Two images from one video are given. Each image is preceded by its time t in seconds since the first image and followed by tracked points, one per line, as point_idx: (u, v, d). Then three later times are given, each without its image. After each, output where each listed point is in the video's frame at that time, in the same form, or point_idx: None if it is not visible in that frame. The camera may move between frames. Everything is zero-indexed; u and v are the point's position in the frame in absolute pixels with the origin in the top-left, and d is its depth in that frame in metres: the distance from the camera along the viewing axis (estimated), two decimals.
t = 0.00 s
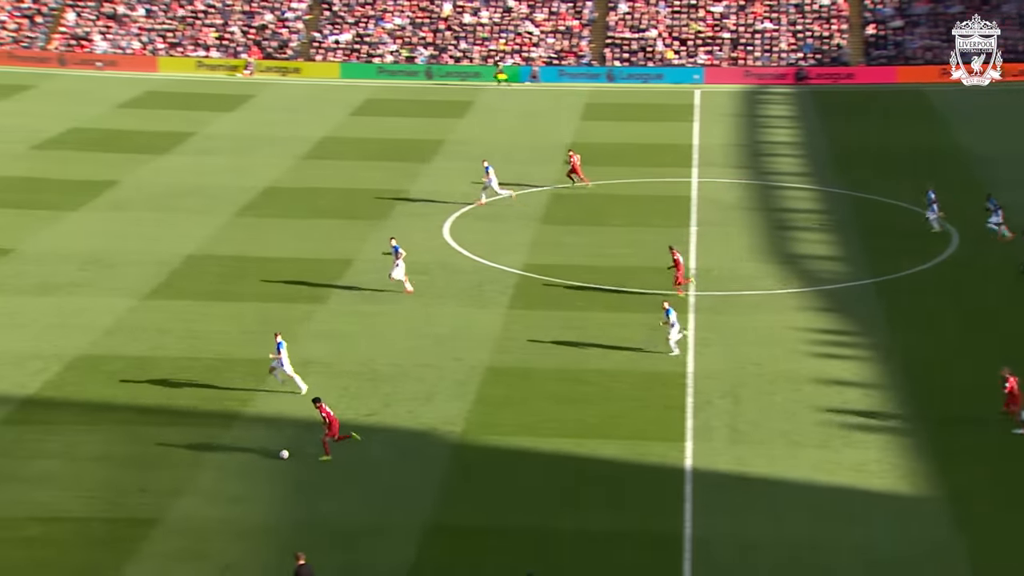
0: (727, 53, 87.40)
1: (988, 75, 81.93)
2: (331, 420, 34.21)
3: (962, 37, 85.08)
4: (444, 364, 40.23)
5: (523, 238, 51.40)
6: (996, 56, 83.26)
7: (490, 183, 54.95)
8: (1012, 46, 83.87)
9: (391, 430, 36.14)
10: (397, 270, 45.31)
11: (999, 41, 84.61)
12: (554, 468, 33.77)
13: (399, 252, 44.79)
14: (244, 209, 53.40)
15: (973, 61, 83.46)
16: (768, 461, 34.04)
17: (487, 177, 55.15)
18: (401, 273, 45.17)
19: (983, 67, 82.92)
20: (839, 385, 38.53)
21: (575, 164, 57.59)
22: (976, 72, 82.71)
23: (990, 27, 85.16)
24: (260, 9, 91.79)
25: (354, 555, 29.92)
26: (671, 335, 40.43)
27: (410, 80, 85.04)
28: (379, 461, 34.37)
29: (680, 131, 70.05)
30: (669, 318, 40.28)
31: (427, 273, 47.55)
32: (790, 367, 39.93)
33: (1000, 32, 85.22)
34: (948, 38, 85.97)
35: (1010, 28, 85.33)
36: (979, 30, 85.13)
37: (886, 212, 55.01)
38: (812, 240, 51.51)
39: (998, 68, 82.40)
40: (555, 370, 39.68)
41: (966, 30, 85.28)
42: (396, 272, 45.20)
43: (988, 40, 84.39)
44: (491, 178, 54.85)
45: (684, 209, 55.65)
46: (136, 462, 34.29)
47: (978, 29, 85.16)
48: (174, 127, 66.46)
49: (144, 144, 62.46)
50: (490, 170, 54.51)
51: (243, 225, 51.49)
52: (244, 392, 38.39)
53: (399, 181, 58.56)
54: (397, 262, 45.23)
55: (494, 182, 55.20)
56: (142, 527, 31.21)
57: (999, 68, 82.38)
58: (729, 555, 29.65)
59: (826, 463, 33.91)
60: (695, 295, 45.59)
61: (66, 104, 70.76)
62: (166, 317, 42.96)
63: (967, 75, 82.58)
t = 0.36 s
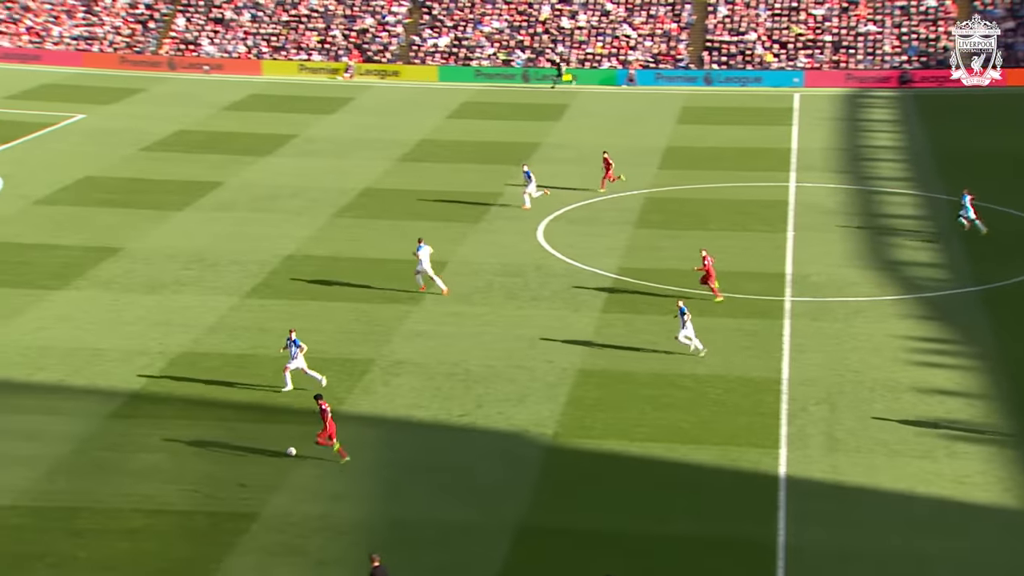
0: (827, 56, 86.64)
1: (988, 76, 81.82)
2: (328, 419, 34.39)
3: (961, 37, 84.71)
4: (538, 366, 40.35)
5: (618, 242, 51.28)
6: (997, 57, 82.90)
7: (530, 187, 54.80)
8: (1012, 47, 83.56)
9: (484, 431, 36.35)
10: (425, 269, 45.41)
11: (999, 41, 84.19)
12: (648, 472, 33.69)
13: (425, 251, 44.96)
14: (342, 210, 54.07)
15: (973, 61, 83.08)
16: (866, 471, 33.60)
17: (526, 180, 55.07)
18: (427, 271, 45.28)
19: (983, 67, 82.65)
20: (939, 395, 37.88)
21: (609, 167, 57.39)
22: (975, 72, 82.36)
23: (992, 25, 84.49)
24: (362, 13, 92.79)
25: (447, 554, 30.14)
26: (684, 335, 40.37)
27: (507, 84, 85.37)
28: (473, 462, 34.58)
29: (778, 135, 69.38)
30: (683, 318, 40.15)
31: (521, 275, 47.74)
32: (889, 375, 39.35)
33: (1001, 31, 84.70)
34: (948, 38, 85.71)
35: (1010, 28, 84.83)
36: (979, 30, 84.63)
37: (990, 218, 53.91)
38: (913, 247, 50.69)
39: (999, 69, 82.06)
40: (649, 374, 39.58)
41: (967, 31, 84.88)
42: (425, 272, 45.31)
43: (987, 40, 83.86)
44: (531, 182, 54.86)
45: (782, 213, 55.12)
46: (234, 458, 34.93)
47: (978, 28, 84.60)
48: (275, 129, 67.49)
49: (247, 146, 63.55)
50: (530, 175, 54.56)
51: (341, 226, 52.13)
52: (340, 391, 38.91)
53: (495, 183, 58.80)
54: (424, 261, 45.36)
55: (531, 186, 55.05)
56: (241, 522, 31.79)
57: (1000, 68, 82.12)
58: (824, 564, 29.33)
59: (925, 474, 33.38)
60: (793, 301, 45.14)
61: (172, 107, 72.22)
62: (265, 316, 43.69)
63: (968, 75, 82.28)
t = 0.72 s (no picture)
0: (928, 60, 84.90)
1: (989, 75, 81.57)
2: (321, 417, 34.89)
3: (962, 38, 84.72)
4: (626, 371, 40.26)
5: (709, 248, 50.95)
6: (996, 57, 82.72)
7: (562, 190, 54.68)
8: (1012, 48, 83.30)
9: (571, 435, 36.37)
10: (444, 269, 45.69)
11: (999, 42, 83.90)
12: (735, 480, 33.46)
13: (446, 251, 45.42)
14: (432, 213, 54.45)
15: (973, 60, 83.03)
16: (960, 484, 33.01)
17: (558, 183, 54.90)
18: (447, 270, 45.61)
19: (984, 67, 82.32)
20: None
21: (637, 170, 57.36)
22: (976, 72, 82.27)
23: (991, 27, 84.55)
24: (455, 17, 93.25)
25: (532, 557, 30.23)
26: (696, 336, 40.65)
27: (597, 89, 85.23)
28: (560, 466, 34.62)
29: (874, 140, 68.39)
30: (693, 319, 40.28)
31: (609, 279, 47.67)
32: (985, 387, 38.59)
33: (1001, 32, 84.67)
34: (950, 41, 85.70)
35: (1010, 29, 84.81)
36: (979, 30, 84.69)
37: None
38: (1013, 256, 49.63)
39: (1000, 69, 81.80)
40: (739, 381, 39.29)
41: (967, 31, 84.96)
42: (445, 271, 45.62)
43: (987, 40, 83.78)
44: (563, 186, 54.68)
45: (878, 220, 54.31)
46: (324, 458, 35.40)
47: (978, 30, 84.67)
48: (369, 132, 68.16)
49: (340, 149, 64.24)
50: (559, 176, 54.41)
51: (432, 229, 52.49)
52: (429, 392, 39.21)
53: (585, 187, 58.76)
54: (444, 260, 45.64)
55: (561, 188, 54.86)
56: (331, 520, 32.21)
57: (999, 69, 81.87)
58: None
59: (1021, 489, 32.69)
60: (888, 310, 44.44)
61: (269, 110, 73.31)
62: (356, 317, 44.18)
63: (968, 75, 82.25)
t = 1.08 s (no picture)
0: None
1: (989, 75, 82.41)
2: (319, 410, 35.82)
3: (962, 37, 84.84)
4: (710, 381, 39.93)
5: (796, 257, 50.37)
6: (997, 58, 83.38)
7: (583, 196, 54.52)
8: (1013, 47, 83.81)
9: (654, 445, 36.15)
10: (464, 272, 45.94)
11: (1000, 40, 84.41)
12: (821, 493, 32.99)
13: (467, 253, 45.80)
14: (516, 220, 54.53)
15: (973, 61, 83.72)
16: None
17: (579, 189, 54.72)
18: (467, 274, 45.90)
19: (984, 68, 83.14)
20: None
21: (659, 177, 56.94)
22: (976, 71, 83.19)
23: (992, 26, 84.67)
24: (542, 24, 93.32)
25: (614, 566, 30.08)
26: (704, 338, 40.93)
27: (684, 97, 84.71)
28: (643, 476, 34.43)
29: (968, 149, 67.14)
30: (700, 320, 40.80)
31: (694, 288, 47.34)
32: None
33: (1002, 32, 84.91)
34: None
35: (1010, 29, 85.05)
36: (979, 30, 84.84)
37: None
38: None
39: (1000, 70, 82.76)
40: (825, 393, 38.75)
41: (967, 30, 85.10)
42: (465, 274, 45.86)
43: (987, 40, 84.12)
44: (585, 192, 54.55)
45: (972, 230, 53.32)
46: (407, 463, 35.59)
47: (979, 29, 84.77)
48: (455, 140, 68.53)
49: (426, 156, 64.62)
50: (582, 181, 54.10)
51: (516, 236, 52.57)
52: (511, 399, 39.26)
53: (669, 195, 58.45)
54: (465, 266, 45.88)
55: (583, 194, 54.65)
56: (413, 525, 32.36)
57: (1000, 70, 82.79)
58: None
59: None
60: (981, 322, 43.59)
61: (358, 117, 74.05)
62: (440, 323, 44.39)
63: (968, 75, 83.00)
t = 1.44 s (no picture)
0: None
1: (989, 76, 82.96)
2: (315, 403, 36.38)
3: (962, 37, 85.51)
4: (793, 395, 39.02)
5: (885, 269, 49.19)
6: (996, 57, 83.74)
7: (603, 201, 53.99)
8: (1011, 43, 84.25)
9: (736, 459, 35.36)
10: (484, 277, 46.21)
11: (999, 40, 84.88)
12: (909, 513, 31.99)
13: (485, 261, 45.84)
14: (597, 228, 53.94)
15: (973, 61, 84.23)
16: None
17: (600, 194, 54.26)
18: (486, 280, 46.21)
19: (983, 67, 83.74)
20: None
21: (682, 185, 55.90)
22: (976, 71, 83.75)
23: (992, 26, 85.25)
24: (626, 30, 92.67)
25: None
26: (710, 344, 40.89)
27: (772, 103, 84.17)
28: (725, 490, 33.67)
29: None
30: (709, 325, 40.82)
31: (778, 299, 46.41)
32: None
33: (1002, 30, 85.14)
34: None
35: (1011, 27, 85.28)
36: (979, 30, 85.31)
37: None
38: None
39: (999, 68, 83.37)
40: (913, 409, 37.67)
41: (966, 31, 85.69)
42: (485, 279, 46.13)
43: (987, 40, 84.68)
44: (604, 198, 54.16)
45: None
46: (485, 473, 35.19)
47: (978, 29, 85.38)
48: (537, 146, 68.14)
49: (507, 163, 64.28)
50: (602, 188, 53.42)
51: (597, 244, 52.00)
52: (590, 411, 38.69)
53: (754, 204, 57.53)
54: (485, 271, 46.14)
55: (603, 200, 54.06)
56: (489, 536, 31.92)
57: (1000, 68, 83.25)
58: None
59: None
60: None
61: (439, 124, 73.95)
62: (519, 332, 43.95)
63: (968, 74, 83.66)
